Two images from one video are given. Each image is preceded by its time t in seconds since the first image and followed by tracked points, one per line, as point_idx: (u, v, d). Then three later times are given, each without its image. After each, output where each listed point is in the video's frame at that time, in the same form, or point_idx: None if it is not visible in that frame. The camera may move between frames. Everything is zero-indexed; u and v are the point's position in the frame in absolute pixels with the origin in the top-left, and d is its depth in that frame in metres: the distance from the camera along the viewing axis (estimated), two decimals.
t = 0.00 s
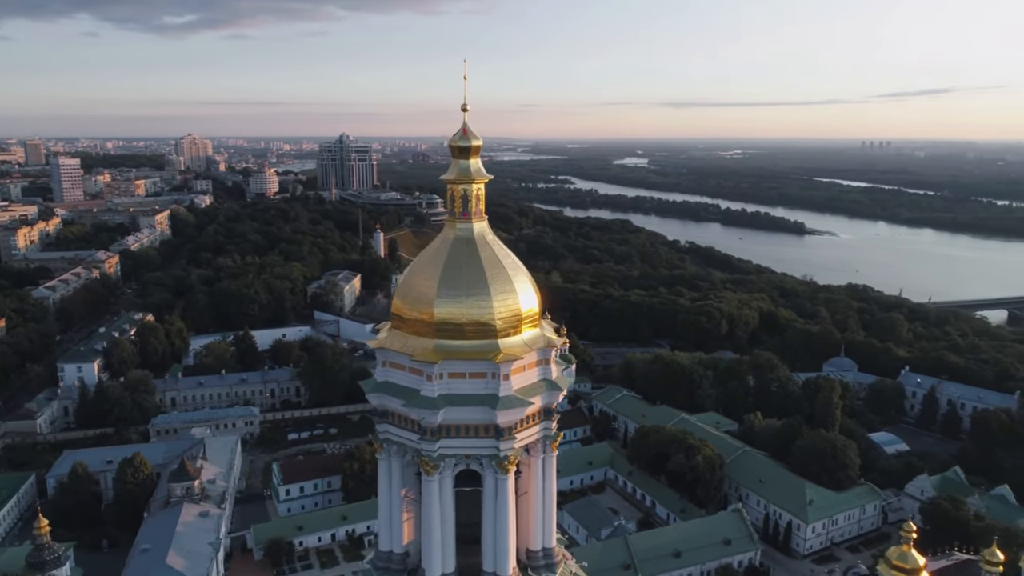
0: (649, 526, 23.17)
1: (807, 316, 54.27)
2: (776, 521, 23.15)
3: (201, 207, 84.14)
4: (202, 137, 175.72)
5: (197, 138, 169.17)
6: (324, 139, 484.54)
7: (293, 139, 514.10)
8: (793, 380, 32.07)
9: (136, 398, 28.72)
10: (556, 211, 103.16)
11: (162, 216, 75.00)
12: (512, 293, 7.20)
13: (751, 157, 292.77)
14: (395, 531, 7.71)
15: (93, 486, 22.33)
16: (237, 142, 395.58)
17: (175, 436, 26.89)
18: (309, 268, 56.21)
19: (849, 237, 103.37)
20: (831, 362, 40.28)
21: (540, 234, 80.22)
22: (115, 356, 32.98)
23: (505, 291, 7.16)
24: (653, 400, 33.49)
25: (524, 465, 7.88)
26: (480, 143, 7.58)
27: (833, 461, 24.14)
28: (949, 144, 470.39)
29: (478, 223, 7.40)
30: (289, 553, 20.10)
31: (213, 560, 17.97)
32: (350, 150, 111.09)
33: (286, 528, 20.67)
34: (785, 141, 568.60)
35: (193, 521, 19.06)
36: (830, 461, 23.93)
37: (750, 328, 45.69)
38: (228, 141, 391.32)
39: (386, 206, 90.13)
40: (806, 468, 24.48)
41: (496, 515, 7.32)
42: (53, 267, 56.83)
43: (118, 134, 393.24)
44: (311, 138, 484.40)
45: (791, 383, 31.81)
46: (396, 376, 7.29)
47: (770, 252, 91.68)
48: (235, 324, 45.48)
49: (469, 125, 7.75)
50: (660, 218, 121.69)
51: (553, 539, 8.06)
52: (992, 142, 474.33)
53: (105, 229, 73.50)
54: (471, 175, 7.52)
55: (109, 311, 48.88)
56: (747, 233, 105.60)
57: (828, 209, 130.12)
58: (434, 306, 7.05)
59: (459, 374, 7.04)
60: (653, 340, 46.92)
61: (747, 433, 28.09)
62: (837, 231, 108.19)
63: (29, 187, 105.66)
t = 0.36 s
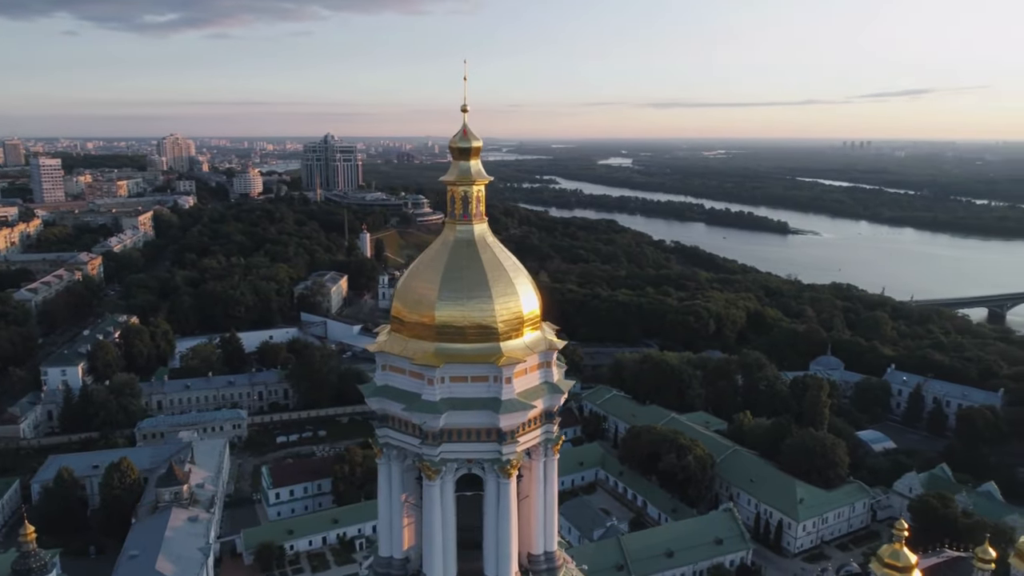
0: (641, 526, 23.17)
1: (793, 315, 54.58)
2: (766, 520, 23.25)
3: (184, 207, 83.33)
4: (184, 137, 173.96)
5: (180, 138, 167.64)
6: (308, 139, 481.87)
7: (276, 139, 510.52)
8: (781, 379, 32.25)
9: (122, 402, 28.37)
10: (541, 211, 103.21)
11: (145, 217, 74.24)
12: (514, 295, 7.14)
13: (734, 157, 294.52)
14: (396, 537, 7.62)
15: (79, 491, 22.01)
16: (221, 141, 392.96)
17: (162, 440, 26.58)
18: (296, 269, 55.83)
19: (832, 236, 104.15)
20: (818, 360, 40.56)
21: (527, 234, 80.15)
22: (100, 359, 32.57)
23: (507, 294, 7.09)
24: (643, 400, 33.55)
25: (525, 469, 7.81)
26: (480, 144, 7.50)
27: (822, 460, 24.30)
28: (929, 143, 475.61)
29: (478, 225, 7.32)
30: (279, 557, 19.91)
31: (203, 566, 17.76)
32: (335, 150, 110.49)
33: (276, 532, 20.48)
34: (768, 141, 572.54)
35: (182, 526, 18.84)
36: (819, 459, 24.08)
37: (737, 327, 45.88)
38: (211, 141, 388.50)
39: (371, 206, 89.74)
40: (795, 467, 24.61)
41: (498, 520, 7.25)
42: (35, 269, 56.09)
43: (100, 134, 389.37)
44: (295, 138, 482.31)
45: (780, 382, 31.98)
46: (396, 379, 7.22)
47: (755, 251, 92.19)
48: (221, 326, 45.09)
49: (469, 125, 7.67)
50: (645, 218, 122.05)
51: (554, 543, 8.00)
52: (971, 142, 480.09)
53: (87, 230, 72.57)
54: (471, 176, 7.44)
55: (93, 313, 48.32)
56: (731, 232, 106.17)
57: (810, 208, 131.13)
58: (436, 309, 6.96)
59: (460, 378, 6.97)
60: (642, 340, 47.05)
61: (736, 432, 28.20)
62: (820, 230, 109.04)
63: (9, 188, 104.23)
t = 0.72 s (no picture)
0: (633, 526, 23.16)
1: (779, 314, 54.88)
2: (758, 519, 23.33)
3: (167, 208, 82.56)
4: (167, 137, 172.15)
5: (163, 138, 166.00)
6: (293, 140, 479.12)
7: (260, 140, 507.46)
8: (770, 378, 32.40)
9: (108, 406, 28.03)
10: (528, 211, 103.26)
11: (128, 218, 73.44)
12: (516, 298, 7.08)
13: (718, 156, 296.10)
14: (396, 542, 7.52)
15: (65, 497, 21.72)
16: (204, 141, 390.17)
17: (148, 445, 26.27)
18: (283, 270, 55.44)
19: (815, 235, 104.92)
20: (805, 359, 40.78)
21: (513, 234, 80.07)
22: (85, 363, 32.17)
23: (509, 296, 7.02)
24: (633, 399, 33.59)
25: (527, 472, 7.72)
26: (481, 145, 7.42)
27: (813, 458, 24.46)
28: (910, 143, 480.78)
29: (480, 227, 7.25)
30: (269, 561, 19.71)
31: (192, 571, 17.56)
32: (320, 150, 109.89)
33: (266, 537, 20.28)
34: (752, 141, 576.22)
35: (171, 531, 18.62)
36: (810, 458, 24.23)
37: (725, 326, 46.04)
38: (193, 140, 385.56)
39: (357, 207, 89.37)
40: (785, 466, 24.75)
41: (500, 524, 7.17)
42: (16, 271, 55.36)
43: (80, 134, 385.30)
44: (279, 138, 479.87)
45: (769, 381, 32.12)
46: (397, 384, 7.13)
47: (740, 251, 92.64)
48: (207, 327, 44.70)
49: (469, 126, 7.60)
50: (630, 217, 122.33)
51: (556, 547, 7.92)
52: (951, 141, 485.50)
53: (69, 231, 71.68)
54: (473, 178, 7.38)
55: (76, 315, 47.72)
56: (715, 232, 106.61)
57: (793, 208, 132.14)
58: (438, 312, 6.88)
59: (462, 381, 6.89)
60: (631, 340, 47.13)
61: (726, 432, 28.29)
62: (803, 230, 109.95)
63: None
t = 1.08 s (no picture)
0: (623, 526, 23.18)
1: (763, 313, 55.22)
2: (747, 517, 23.42)
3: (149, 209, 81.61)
4: (147, 137, 170.18)
5: (143, 138, 164.19)
6: (276, 140, 475.77)
7: (242, 141, 504.29)
8: (757, 377, 32.56)
9: (91, 410, 27.63)
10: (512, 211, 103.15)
11: (109, 219, 72.52)
12: (517, 300, 7.00)
13: (699, 156, 297.65)
14: (395, 548, 7.42)
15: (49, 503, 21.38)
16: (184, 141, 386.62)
17: (133, 449, 25.94)
18: (267, 272, 54.90)
19: (797, 235, 105.79)
20: (791, 358, 41.01)
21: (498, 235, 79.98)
22: (66, 366, 31.69)
23: (509, 298, 6.95)
24: (621, 400, 33.63)
25: (526, 476, 7.65)
26: (480, 147, 7.35)
27: (800, 457, 24.67)
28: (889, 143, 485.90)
29: (479, 229, 7.17)
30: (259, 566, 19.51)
31: None
32: (303, 150, 109.11)
33: (255, 541, 20.06)
34: (734, 141, 579.70)
35: (158, 537, 18.36)
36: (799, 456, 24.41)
37: (711, 325, 46.24)
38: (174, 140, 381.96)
39: (341, 207, 88.83)
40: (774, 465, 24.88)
41: (501, 529, 7.10)
42: None
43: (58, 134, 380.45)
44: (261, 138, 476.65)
45: (756, 380, 32.29)
46: (396, 388, 7.04)
47: (723, 250, 93.18)
48: (191, 329, 44.24)
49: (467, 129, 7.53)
50: (614, 217, 122.64)
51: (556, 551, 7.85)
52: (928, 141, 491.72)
53: (49, 233, 70.67)
54: (472, 179, 7.30)
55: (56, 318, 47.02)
56: (698, 231, 107.22)
57: (774, 207, 133.03)
58: (438, 315, 6.80)
59: (463, 386, 6.81)
60: (617, 340, 47.18)
61: (714, 431, 28.39)
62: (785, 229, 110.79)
63: None
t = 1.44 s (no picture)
0: (611, 526, 23.19)
1: (745, 311, 55.61)
2: (734, 516, 23.52)
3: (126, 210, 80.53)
4: (124, 137, 167.92)
5: (119, 138, 161.95)
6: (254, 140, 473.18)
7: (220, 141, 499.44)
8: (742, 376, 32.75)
9: (70, 415, 27.19)
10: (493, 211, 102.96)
11: (85, 220, 71.40)
12: (515, 302, 6.94)
13: (679, 156, 299.31)
14: (392, 556, 7.32)
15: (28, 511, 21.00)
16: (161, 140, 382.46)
17: (114, 455, 25.55)
18: (248, 273, 54.34)
19: (775, 233, 106.74)
20: (774, 356, 41.31)
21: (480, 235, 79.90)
22: (44, 371, 31.13)
23: (507, 301, 6.88)
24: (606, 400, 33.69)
25: (525, 480, 7.58)
26: (477, 149, 7.27)
27: (785, 455, 24.90)
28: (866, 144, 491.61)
29: (476, 231, 7.10)
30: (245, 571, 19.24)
31: None
32: (283, 150, 108.21)
33: (241, 546, 19.79)
34: (713, 141, 583.46)
35: (141, 544, 18.08)
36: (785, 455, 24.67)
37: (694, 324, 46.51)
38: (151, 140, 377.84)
39: (322, 208, 88.20)
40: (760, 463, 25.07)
41: (500, 534, 7.03)
42: None
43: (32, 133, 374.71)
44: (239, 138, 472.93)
45: (740, 379, 32.50)
46: (393, 393, 6.96)
47: (704, 249, 93.77)
48: (171, 332, 43.68)
49: (463, 130, 7.47)
50: (596, 217, 122.96)
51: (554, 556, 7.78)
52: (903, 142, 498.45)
53: (23, 235, 69.47)
54: (469, 182, 7.23)
55: (33, 321, 46.20)
56: (678, 231, 107.98)
57: (753, 207, 134.02)
58: (435, 319, 6.72)
59: (463, 390, 6.74)
60: (601, 339, 47.32)
61: (699, 430, 28.52)
62: (764, 228, 111.70)
63: None
